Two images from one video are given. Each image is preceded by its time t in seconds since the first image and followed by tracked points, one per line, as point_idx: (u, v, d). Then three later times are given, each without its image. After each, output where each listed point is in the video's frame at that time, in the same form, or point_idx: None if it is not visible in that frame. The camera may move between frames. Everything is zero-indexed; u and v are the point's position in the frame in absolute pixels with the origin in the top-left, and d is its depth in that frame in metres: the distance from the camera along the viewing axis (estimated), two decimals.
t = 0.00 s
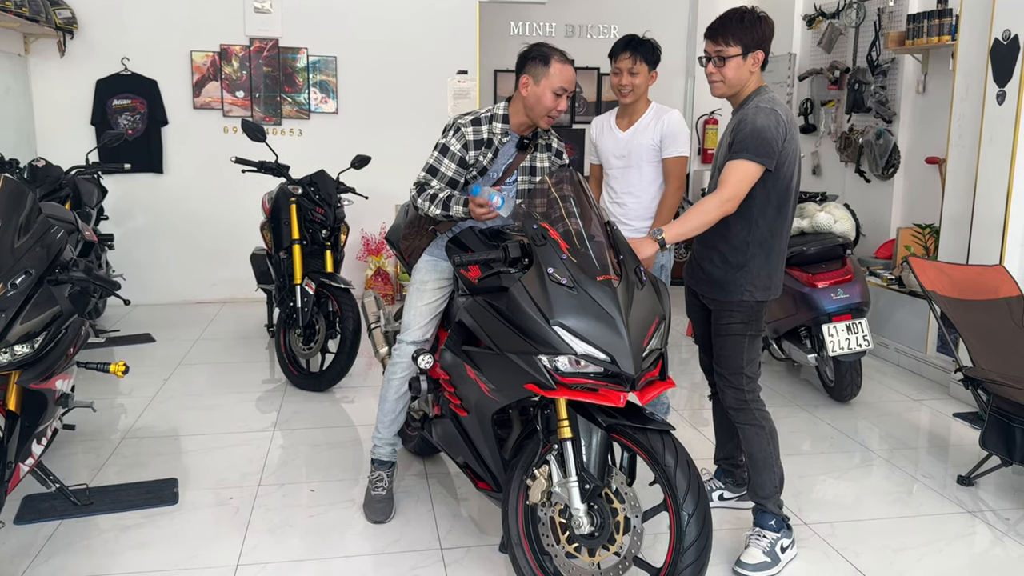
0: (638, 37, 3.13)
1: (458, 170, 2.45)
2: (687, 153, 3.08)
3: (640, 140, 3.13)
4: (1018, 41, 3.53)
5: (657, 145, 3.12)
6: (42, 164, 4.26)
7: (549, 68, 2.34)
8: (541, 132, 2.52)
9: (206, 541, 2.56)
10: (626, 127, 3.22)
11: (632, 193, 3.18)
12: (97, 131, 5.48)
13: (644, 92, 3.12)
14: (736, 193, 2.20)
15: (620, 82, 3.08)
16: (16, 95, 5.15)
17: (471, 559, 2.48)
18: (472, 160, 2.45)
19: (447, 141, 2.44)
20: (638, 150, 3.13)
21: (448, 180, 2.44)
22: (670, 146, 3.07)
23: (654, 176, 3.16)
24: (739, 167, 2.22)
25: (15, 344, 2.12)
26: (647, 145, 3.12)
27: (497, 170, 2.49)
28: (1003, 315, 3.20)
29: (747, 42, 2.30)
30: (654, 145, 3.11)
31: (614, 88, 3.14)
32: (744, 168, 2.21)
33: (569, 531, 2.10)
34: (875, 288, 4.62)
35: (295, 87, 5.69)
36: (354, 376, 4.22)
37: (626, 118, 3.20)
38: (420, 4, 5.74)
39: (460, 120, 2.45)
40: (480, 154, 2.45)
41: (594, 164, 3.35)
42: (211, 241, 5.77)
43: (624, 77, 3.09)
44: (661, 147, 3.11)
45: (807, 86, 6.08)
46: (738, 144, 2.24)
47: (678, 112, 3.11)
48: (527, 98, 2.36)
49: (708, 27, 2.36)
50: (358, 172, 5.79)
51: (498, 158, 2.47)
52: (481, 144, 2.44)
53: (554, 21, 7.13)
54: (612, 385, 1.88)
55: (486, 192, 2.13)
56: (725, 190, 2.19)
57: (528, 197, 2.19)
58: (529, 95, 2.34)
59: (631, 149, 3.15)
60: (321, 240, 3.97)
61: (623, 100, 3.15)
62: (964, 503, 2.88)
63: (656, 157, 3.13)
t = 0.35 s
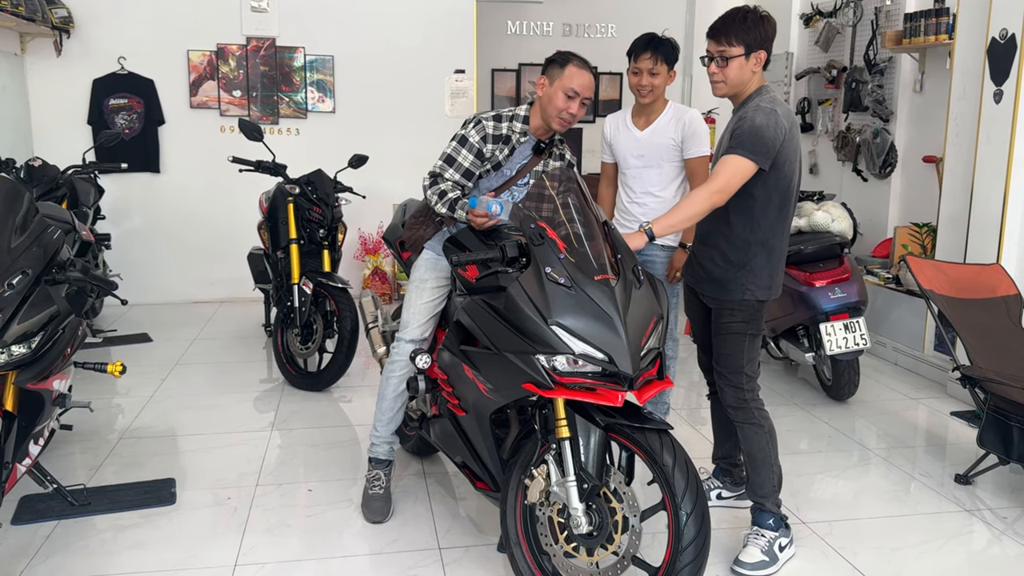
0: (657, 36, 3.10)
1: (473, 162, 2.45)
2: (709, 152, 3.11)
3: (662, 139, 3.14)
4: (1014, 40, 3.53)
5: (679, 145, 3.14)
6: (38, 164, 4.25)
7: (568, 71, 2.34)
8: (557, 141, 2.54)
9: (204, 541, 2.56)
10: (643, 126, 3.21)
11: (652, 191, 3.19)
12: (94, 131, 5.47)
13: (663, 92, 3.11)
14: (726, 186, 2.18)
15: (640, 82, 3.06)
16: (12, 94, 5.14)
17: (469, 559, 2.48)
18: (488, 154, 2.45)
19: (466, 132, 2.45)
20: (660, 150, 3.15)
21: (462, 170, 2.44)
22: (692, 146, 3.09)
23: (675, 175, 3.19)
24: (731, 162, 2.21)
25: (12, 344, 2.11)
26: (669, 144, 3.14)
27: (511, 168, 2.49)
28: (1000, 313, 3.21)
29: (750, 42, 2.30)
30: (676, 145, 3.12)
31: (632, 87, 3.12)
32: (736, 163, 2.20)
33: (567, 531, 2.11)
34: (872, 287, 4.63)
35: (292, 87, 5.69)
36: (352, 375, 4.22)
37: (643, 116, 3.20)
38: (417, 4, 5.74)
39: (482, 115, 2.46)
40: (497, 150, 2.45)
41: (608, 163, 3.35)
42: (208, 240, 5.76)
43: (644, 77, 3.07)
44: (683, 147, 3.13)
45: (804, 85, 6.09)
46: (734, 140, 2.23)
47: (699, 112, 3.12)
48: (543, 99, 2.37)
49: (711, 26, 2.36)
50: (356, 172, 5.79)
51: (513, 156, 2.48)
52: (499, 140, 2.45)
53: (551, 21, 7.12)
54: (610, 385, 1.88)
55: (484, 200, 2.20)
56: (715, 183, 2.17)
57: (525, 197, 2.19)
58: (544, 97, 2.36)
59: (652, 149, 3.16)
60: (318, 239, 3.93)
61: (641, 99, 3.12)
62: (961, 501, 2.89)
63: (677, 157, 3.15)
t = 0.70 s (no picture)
0: (669, 34, 3.09)
1: (496, 161, 2.47)
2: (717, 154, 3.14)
3: (670, 139, 3.17)
4: (1012, 40, 3.54)
5: (687, 145, 3.17)
6: (36, 164, 4.24)
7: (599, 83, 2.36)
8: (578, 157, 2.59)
9: (202, 541, 2.55)
10: (650, 124, 3.24)
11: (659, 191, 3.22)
12: (92, 131, 5.47)
13: (672, 92, 3.13)
14: (708, 178, 2.13)
15: (650, 82, 3.06)
16: (10, 94, 5.13)
17: (468, 559, 2.48)
18: (511, 155, 2.48)
19: (493, 132, 2.48)
20: (669, 150, 3.18)
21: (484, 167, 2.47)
22: (699, 147, 3.11)
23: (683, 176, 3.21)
24: (715, 158, 2.18)
25: (11, 344, 2.11)
26: (678, 144, 3.17)
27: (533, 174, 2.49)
28: (999, 313, 3.21)
29: (745, 42, 2.30)
30: (685, 145, 3.15)
31: (641, 85, 3.13)
32: (719, 158, 2.17)
33: (566, 531, 2.11)
34: (870, 286, 4.63)
35: (290, 86, 5.68)
36: (350, 375, 4.22)
37: (653, 115, 3.23)
38: (415, 3, 5.74)
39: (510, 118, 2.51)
40: (521, 152, 2.48)
41: (613, 160, 3.38)
42: (207, 240, 5.75)
43: (655, 76, 3.07)
44: (691, 147, 3.15)
45: (802, 85, 6.09)
46: (722, 136, 2.22)
47: (708, 113, 3.13)
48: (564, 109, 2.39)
49: (708, 27, 2.36)
50: (354, 172, 5.78)
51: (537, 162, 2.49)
52: (524, 144, 2.48)
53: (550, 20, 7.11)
54: (608, 384, 1.88)
55: (485, 203, 2.13)
56: (696, 174, 2.13)
57: (523, 198, 2.18)
58: (565, 106, 2.38)
59: (661, 148, 3.19)
60: (316, 239, 3.92)
61: (650, 98, 3.15)
62: (960, 501, 2.89)
63: (686, 158, 3.19)
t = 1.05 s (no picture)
0: (672, 34, 3.07)
1: (522, 163, 2.47)
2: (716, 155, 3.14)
3: (670, 138, 3.17)
4: (1012, 40, 3.54)
5: (686, 145, 3.17)
6: (36, 164, 4.24)
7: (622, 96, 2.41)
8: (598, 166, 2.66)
9: (202, 542, 2.55)
10: (652, 123, 3.25)
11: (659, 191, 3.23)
12: (91, 131, 5.47)
13: (674, 92, 3.13)
14: (706, 176, 2.12)
15: (652, 81, 3.07)
16: (9, 94, 5.13)
17: (468, 559, 2.48)
18: (538, 159, 2.48)
19: (521, 136, 2.48)
20: (667, 149, 3.18)
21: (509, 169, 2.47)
22: (698, 147, 3.11)
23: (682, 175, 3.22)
24: (713, 157, 2.16)
25: (11, 344, 2.10)
26: (677, 143, 3.17)
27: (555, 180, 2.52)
28: (998, 313, 3.21)
29: (741, 42, 2.30)
30: (684, 145, 3.15)
31: (644, 84, 3.14)
32: (717, 156, 2.16)
33: (567, 530, 2.10)
34: (870, 287, 4.63)
35: (290, 86, 5.68)
36: (349, 376, 4.22)
37: (654, 114, 3.23)
38: (415, 3, 5.74)
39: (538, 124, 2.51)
40: (546, 157, 2.49)
41: (615, 159, 3.39)
42: (206, 240, 5.75)
43: (657, 75, 3.06)
44: (690, 147, 3.16)
45: (802, 85, 6.08)
46: (722, 134, 2.22)
47: (707, 112, 3.14)
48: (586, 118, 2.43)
49: (704, 29, 2.37)
50: (353, 172, 5.78)
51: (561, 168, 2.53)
52: (550, 149, 2.49)
53: (550, 20, 7.11)
54: (611, 383, 1.88)
55: (490, 203, 2.16)
56: (695, 173, 2.11)
57: (526, 197, 2.18)
58: (585, 115, 2.42)
59: (660, 147, 3.20)
60: (316, 240, 3.93)
61: (652, 97, 3.16)
62: (959, 501, 2.89)
63: (685, 158, 3.19)
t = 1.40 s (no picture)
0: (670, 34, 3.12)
1: (540, 160, 2.58)
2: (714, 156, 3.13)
3: (669, 139, 3.18)
4: (1013, 41, 3.54)
5: (684, 146, 3.17)
6: (36, 164, 4.24)
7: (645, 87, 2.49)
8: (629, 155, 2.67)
9: (202, 542, 2.55)
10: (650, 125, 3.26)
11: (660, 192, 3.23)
12: (92, 131, 5.47)
13: (673, 92, 3.15)
14: (710, 174, 2.12)
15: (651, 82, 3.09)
16: (10, 95, 5.13)
17: (469, 559, 2.48)
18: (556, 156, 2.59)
19: (539, 132, 2.59)
20: (665, 150, 3.19)
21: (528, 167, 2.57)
22: (696, 147, 3.11)
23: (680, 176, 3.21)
24: (716, 155, 2.17)
25: (11, 345, 2.10)
26: (676, 144, 3.17)
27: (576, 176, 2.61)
28: (999, 314, 3.21)
29: (743, 42, 2.30)
30: (682, 145, 3.16)
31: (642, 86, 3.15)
32: (720, 154, 2.16)
33: (570, 531, 2.10)
34: (870, 288, 4.63)
35: (290, 87, 5.68)
36: (350, 376, 4.22)
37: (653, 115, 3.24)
38: (415, 4, 5.74)
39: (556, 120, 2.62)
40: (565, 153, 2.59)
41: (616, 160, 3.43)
42: (206, 241, 5.75)
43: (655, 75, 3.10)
44: (689, 148, 3.16)
45: (802, 86, 6.08)
46: (726, 133, 2.22)
47: (707, 114, 3.14)
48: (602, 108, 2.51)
49: (705, 30, 2.36)
50: (354, 172, 5.78)
51: (582, 162, 2.62)
52: (569, 144, 2.59)
53: (550, 21, 7.11)
54: (618, 383, 1.90)
55: (497, 203, 2.20)
56: (698, 171, 2.12)
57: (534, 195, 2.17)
58: (600, 105, 2.50)
59: (658, 148, 3.20)
60: (316, 240, 3.92)
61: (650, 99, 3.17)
62: (960, 502, 2.89)
63: (683, 159, 3.19)
